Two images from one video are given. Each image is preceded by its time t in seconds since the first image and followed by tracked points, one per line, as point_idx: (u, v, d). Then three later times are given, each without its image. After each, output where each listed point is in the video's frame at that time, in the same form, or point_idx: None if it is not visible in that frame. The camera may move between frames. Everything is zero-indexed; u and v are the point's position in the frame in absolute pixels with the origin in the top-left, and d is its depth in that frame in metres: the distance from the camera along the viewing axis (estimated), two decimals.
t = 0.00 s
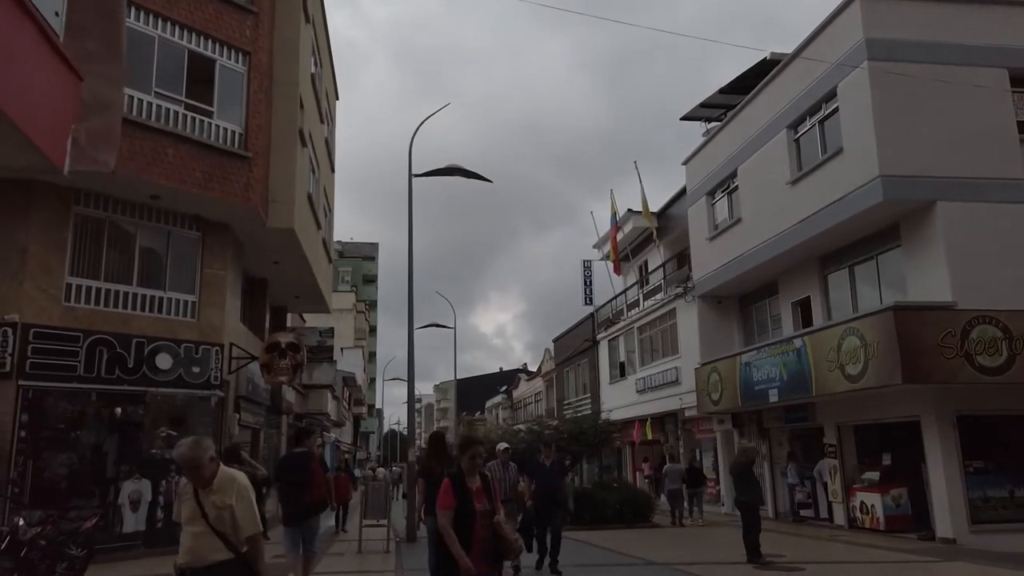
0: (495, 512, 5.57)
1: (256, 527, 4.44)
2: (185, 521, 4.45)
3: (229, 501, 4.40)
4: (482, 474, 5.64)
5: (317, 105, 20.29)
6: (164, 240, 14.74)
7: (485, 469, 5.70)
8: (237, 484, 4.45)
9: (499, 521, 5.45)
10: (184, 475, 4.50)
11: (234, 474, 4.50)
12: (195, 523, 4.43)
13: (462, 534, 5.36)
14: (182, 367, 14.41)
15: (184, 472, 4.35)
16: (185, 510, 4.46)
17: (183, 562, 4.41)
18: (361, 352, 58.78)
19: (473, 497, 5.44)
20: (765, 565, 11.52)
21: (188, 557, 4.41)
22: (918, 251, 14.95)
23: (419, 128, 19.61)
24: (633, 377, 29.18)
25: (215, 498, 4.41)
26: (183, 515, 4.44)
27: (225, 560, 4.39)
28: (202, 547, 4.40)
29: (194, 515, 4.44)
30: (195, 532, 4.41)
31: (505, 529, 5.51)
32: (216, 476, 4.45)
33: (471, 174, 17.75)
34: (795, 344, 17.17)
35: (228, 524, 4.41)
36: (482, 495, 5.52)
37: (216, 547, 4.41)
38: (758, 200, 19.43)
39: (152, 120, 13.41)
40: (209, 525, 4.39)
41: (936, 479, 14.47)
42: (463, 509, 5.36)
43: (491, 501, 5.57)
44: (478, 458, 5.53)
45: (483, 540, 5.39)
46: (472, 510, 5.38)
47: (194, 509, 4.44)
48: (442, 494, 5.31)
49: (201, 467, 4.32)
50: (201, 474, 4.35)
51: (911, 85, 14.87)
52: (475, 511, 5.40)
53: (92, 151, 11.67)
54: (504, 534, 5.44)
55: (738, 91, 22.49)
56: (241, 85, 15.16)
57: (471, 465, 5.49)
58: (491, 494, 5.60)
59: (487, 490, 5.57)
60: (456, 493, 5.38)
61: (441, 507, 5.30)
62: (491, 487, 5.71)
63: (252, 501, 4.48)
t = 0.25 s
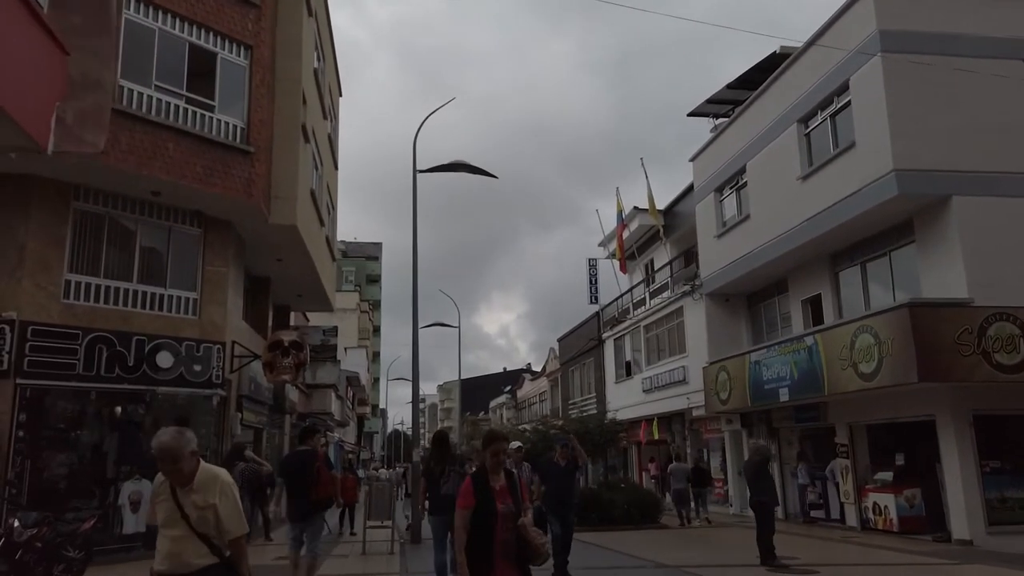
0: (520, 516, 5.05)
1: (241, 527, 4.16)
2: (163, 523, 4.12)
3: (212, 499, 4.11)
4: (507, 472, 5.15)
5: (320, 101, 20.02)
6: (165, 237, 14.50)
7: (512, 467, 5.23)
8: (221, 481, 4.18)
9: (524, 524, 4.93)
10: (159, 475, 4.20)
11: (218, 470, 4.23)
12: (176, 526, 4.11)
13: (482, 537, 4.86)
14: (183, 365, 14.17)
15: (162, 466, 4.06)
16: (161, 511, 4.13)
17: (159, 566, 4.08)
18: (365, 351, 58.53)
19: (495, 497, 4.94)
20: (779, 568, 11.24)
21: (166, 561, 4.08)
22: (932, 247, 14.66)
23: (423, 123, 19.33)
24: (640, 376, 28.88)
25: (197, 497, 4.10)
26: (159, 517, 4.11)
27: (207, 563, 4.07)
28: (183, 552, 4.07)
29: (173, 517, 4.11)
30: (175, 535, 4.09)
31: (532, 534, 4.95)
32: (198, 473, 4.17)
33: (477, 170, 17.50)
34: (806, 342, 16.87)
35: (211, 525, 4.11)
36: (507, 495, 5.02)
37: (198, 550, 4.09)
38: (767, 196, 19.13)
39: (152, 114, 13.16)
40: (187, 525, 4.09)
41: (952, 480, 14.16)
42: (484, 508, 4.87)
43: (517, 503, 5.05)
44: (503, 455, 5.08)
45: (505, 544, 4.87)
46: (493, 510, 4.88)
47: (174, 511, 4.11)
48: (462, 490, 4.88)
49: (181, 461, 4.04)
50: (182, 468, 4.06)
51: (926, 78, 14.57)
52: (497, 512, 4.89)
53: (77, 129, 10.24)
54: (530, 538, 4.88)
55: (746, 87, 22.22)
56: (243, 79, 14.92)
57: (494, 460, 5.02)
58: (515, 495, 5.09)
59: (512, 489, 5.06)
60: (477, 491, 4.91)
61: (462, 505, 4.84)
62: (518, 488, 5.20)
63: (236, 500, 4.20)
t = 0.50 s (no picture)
0: (550, 518, 4.53)
1: (207, 530, 3.79)
2: (118, 529, 3.76)
3: (174, 498, 3.75)
4: (534, 471, 4.65)
5: (323, 95, 19.72)
6: (165, 230, 14.20)
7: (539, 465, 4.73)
8: (185, 479, 3.80)
9: (551, 528, 4.42)
10: (114, 473, 3.83)
11: (180, 466, 3.85)
12: (132, 532, 3.75)
13: (503, 541, 4.40)
14: (183, 361, 13.86)
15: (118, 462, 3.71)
16: (117, 513, 3.76)
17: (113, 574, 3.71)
18: (369, 351, 58.18)
19: (517, 497, 4.46)
20: (796, 569, 10.87)
21: (122, 568, 3.71)
22: (950, 239, 14.28)
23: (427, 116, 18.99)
24: (647, 375, 28.51)
25: (157, 497, 3.74)
26: (114, 519, 3.75)
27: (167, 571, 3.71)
28: (142, 557, 3.71)
29: (129, 522, 3.75)
30: (131, 543, 3.72)
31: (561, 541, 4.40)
32: (158, 469, 3.80)
33: (482, 163, 17.16)
34: (819, 337, 16.50)
35: (173, 529, 3.74)
36: (533, 496, 4.53)
37: (158, 556, 3.72)
38: (779, 190, 18.76)
39: (151, 104, 12.84)
40: (145, 527, 3.72)
41: (971, 478, 13.77)
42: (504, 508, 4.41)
43: (546, 506, 4.54)
44: (528, 452, 4.59)
45: (532, 552, 4.38)
46: (515, 512, 4.40)
47: (131, 515, 3.75)
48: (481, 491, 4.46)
49: (138, 454, 3.69)
50: (140, 464, 3.71)
51: (943, 66, 14.20)
52: (520, 515, 4.41)
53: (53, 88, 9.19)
54: (558, 545, 4.37)
55: (756, 79, 21.85)
56: (244, 69, 14.61)
57: (518, 457, 4.54)
58: (544, 495, 4.56)
59: (540, 490, 4.55)
60: (497, 490, 4.46)
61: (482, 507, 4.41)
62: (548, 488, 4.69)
63: (201, 501, 3.83)
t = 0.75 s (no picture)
0: (577, 527, 4.18)
1: (166, 542, 3.39)
2: (65, 547, 3.39)
3: (125, 509, 3.34)
4: (558, 476, 4.29)
5: (327, 91, 19.46)
6: (166, 228, 13.96)
7: (562, 469, 4.38)
8: (138, 486, 3.39)
9: (581, 539, 4.06)
10: (61, 486, 3.46)
11: (133, 473, 3.45)
12: (80, 550, 3.37)
13: (530, 554, 4.01)
14: (184, 362, 13.62)
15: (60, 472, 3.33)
16: (64, 529, 3.38)
17: None
18: (373, 351, 57.90)
19: (543, 505, 4.09)
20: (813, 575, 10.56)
21: None
22: (967, 236, 13.95)
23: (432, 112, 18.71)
24: (654, 374, 28.20)
25: (106, 509, 3.35)
26: (60, 537, 3.38)
27: None
28: None
29: (76, 539, 3.37)
30: (79, 561, 3.35)
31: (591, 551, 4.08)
32: (107, 476, 3.41)
33: (487, 160, 16.88)
34: (832, 337, 16.18)
35: (126, 543, 3.34)
36: (559, 504, 4.16)
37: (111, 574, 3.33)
38: (790, 186, 18.44)
39: (150, 99, 12.59)
40: (93, 544, 3.33)
41: (989, 481, 13.45)
42: (531, 520, 4.02)
43: (572, 513, 4.19)
44: (549, 456, 4.24)
45: (560, 565, 4.02)
46: (542, 522, 4.02)
47: (78, 530, 3.37)
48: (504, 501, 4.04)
49: (80, 462, 3.31)
50: (82, 472, 3.32)
51: (960, 59, 13.88)
52: (547, 526, 4.04)
53: (36, 71, 9.56)
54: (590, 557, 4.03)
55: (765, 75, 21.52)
56: (246, 64, 14.36)
57: (541, 463, 4.16)
58: (570, 502, 4.21)
59: (566, 496, 4.19)
60: (521, 500, 4.06)
61: (506, 520, 4.01)
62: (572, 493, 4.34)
63: (159, 511, 3.42)
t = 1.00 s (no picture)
0: (627, 535, 3.71)
1: (127, 557, 2.92)
2: None
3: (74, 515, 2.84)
4: (602, 477, 3.85)
5: (333, 86, 19.21)
6: (170, 222, 13.70)
7: (607, 471, 3.93)
8: (92, 489, 2.89)
9: (630, 547, 3.60)
10: None
11: (87, 471, 2.94)
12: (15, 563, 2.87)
13: (574, 567, 3.54)
14: (188, 359, 13.35)
15: None
16: None
17: None
18: (379, 350, 57.67)
19: (587, 510, 3.64)
20: None
21: None
22: (989, 230, 13.58)
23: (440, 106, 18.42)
24: (663, 373, 27.85)
25: (52, 514, 2.85)
26: None
27: None
28: None
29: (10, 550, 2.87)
30: None
31: (640, 558, 3.60)
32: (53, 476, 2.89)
33: (496, 154, 16.58)
34: (850, 333, 15.82)
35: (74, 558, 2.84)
36: (605, 508, 3.71)
37: None
38: (804, 181, 18.09)
39: (154, 90, 12.33)
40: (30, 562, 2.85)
41: (1013, 480, 13.10)
42: (573, 524, 3.57)
43: (621, 520, 3.72)
44: (591, 453, 3.79)
45: None
46: (585, 527, 3.57)
47: (14, 540, 2.86)
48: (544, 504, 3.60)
49: (18, 465, 2.80)
50: (23, 476, 2.82)
51: (982, 48, 13.51)
52: (591, 532, 3.58)
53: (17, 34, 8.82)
54: (641, 568, 3.55)
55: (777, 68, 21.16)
56: (251, 56, 14.10)
57: (582, 462, 3.74)
58: (617, 507, 3.74)
59: (612, 498, 3.74)
60: (563, 504, 3.60)
61: (545, 525, 3.57)
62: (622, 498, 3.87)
63: (115, 517, 2.93)
